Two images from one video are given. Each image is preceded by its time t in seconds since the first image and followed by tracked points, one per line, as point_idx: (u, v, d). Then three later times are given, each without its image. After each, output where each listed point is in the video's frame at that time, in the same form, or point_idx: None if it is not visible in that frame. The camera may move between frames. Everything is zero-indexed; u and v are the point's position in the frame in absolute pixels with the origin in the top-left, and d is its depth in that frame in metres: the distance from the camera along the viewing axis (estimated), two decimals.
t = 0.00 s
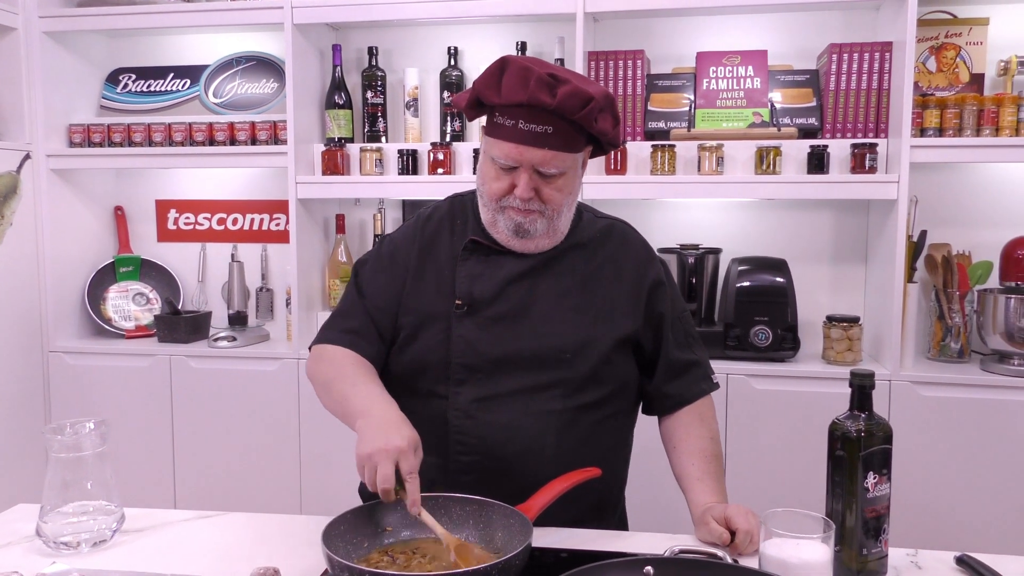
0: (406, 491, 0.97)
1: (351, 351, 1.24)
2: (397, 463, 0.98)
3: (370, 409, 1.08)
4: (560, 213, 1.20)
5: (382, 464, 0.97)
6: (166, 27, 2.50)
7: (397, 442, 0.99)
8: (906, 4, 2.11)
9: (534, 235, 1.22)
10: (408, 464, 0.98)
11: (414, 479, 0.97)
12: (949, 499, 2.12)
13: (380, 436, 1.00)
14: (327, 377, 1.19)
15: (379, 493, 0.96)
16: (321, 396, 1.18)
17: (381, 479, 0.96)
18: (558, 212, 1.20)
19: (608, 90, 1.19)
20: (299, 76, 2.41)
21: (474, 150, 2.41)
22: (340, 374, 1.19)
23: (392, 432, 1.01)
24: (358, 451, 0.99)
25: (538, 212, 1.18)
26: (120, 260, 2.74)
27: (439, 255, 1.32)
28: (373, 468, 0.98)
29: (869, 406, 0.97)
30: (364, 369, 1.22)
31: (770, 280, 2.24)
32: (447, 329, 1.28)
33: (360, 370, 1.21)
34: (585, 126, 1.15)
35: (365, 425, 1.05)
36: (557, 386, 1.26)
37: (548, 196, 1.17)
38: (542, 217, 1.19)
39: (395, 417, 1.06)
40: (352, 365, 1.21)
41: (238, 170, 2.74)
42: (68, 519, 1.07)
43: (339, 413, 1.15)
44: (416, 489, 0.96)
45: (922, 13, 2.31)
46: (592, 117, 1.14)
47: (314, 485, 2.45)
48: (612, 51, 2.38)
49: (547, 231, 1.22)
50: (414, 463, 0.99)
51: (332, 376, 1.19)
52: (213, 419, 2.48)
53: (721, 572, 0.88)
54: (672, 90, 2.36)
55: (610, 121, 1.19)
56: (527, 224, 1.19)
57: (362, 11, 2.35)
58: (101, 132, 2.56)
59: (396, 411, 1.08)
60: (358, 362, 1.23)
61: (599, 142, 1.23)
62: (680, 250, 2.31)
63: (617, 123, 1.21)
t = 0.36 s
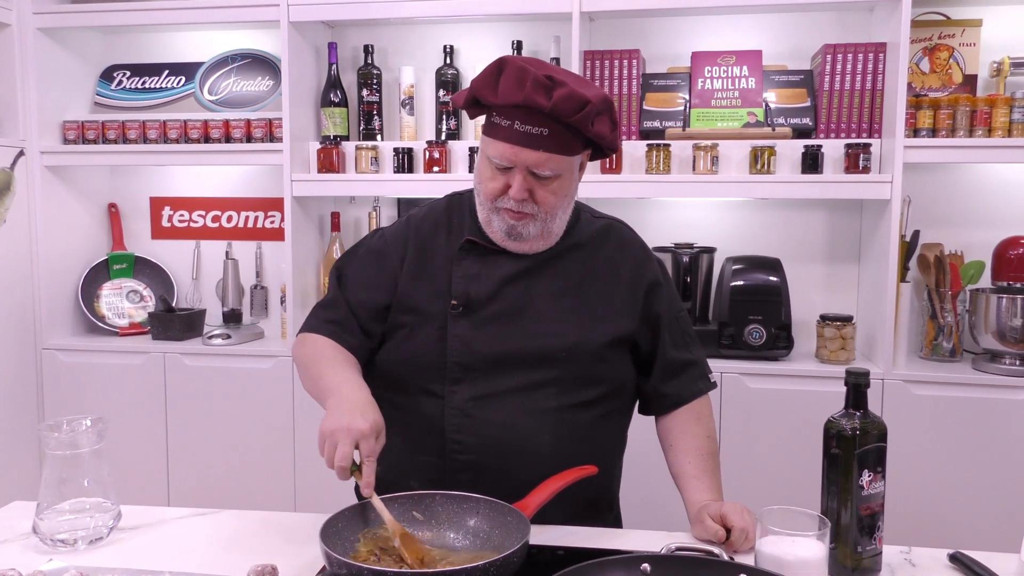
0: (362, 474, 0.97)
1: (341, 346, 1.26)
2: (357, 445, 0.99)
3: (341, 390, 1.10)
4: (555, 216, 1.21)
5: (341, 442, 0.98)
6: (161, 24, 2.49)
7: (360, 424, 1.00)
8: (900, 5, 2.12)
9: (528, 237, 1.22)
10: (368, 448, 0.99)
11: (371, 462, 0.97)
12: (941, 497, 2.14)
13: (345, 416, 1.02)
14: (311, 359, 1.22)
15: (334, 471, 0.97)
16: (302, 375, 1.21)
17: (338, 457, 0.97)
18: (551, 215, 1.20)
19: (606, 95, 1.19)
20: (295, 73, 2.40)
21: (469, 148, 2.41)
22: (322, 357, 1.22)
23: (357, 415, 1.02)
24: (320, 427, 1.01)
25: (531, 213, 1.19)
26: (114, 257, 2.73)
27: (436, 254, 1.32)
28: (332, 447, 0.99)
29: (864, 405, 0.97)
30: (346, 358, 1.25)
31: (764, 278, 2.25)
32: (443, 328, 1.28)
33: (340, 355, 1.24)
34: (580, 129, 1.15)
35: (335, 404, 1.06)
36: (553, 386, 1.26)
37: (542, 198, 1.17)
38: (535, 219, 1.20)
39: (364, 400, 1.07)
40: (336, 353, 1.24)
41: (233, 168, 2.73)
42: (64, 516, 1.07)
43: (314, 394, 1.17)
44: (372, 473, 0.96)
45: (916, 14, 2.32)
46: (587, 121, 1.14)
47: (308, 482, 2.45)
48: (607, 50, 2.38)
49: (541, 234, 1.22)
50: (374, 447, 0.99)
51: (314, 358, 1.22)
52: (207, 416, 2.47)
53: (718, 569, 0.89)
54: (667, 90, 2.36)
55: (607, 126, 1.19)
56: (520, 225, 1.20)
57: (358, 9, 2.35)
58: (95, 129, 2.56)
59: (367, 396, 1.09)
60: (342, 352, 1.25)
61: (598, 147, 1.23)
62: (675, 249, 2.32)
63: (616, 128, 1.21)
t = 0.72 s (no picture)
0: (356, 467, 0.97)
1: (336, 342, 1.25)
2: (354, 439, 0.98)
3: (339, 384, 1.10)
4: (541, 212, 1.21)
5: (338, 435, 0.98)
6: (153, 21, 2.48)
7: (358, 419, 0.99)
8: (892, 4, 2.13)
9: (515, 233, 1.22)
10: (364, 443, 0.98)
11: (365, 457, 0.97)
12: (931, 493, 2.15)
13: (342, 409, 1.01)
14: (308, 354, 1.22)
15: (329, 464, 0.97)
16: (300, 371, 1.22)
17: (334, 450, 0.96)
18: (538, 211, 1.20)
19: (590, 88, 1.20)
20: (287, 71, 2.40)
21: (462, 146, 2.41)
22: (319, 351, 1.22)
23: (355, 407, 1.02)
24: (319, 420, 1.01)
25: (517, 210, 1.19)
26: (106, 256, 2.72)
27: (427, 250, 1.32)
28: (329, 439, 0.99)
29: (857, 402, 0.98)
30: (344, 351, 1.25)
31: (756, 277, 2.26)
32: (434, 324, 1.29)
33: (337, 349, 1.24)
34: (564, 124, 1.16)
35: (333, 397, 1.06)
36: (543, 383, 1.26)
37: (527, 194, 1.18)
38: (522, 215, 1.20)
39: (362, 394, 1.07)
40: (333, 347, 1.24)
41: (226, 166, 2.72)
42: (58, 515, 1.06)
43: (314, 389, 1.17)
44: (363, 467, 0.96)
45: (907, 14, 2.33)
46: (571, 115, 1.14)
47: (301, 481, 2.45)
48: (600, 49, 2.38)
49: (528, 230, 1.23)
50: (370, 442, 0.99)
51: (312, 353, 1.22)
52: (200, 415, 2.47)
53: (711, 565, 0.89)
54: (660, 88, 2.36)
55: (592, 120, 1.19)
56: (507, 222, 1.20)
57: (351, 7, 2.34)
58: (87, 127, 2.54)
59: (366, 390, 1.08)
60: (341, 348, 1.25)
61: (583, 142, 1.23)
62: (668, 247, 2.33)
63: (600, 123, 1.21)
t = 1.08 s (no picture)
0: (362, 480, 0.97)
1: (342, 348, 1.27)
2: (361, 452, 0.98)
3: (346, 397, 1.10)
4: (544, 209, 1.21)
5: (345, 449, 0.98)
6: (153, 19, 2.48)
7: (364, 431, 1.00)
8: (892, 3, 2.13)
9: (518, 231, 1.22)
10: (371, 455, 0.98)
11: (372, 469, 0.96)
12: (931, 492, 2.16)
13: (349, 422, 1.02)
14: (317, 363, 1.22)
15: (336, 477, 0.97)
16: (307, 380, 1.22)
17: (340, 463, 0.97)
18: (541, 208, 1.20)
19: (595, 86, 1.20)
20: (288, 69, 2.40)
21: (463, 145, 2.41)
22: (326, 361, 1.22)
23: (361, 421, 1.02)
24: (326, 434, 1.01)
25: (521, 205, 1.19)
26: (107, 254, 2.72)
27: (430, 247, 1.32)
28: (337, 452, 0.99)
29: (858, 401, 0.98)
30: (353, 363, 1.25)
31: (757, 276, 2.26)
32: (436, 321, 1.29)
33: (346, 359, 1.24)
34: (569, 119, 1.16)
35: (339, 411, 1.06)
36: (544, 379, 1.27)
37: (531, 189, 1.18)
38: (525, 212, 1.20)
39: (369, 407, 1.07)
40: (342, 358, 1.24)
41: (227, 164, 2.72)
42: (60, 513, 1.07)
43: (321, 401, 1.17)
44: (372, 478, 0.95)
45: (907, 13, 2.34)
46: (575, 110, 1.14)
47: (303, 479, 2.45)
48: (600, 48, 2.39)
49: (530, 228, 1.22)
50: (378, 454, 0.99)
51: (321, 363, 1.22)
52: (201, 414, 2.47)
53: (713, 564, 0.89)
54: (661, 87, 2.36)
55: (596, 117, 1.20)
56: (511, 219, 1.20)
57: (352, 6, 2.35)
58: (87, 125, 2.54)
59: (372, 403, 1.09)
60: (350, 358, 1.25)
61: (587, 139, 1.24)
62: (668, 246, 2.33)
63: (604, 120, 1.22)
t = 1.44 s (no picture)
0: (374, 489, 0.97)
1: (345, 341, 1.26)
2: (373, 459, 0.98)
3: (359, 404, 1.10)
4: (551, 207, 1.21)
5: (358, 456, 0.98)
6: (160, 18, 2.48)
7: (376, 438, 0.99)
8: (899, 3, 2.12)
9: (525, 228, 1.22)
10: (383, 463, 0.98)
11: (384, 476, 0.96)
12: (937, 493, 2.15)
13: (362, 430, 1.01)
14: (326, 369, 1.22)
15: (348, 486, 0.97)
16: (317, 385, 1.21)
17: (353, 471, 0.96)
18: (548, 206, 1.20)
19: (602, 85, 1.20)
20: (294, 67, 2.40)
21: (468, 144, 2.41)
22: (336, 365, 1.21)
23: (374, 429, 1.02)
24: (338, 442, 1.01)
25: (528, 204, 1.19)
26: (113, 252, 2.73)
27: (437, 246, 1.32)
28: (349, 460, 0.99)
29: (864, 401, 0.98)
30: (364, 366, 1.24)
31: (763, 275, 2.26)
32: (444, 319, 1.29)
33: (356, 362, 1.24)
34: (577, 118, 1.16)
35: (350, 419, 1.06)
36: (551, 378, 1.26)
37: (538, 188, 1.18)
38: (532, 210, 1.20)
39: (381, 415, 1.06)
40: (352, 362, 1.23)
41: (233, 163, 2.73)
42: (67, 510, 1.07)
43: (331, 407, 1.16)
44: (383, 487, 0.95)
45: (915, 12, 2.33)
46: (583, 109, 1.14)
47: (307, 477, 2.46)
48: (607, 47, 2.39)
49: (537, 225, 1.22)
50: (390, 462, 0.98)
51: (330, 367, 1.21)
52: (207, 411, 2.47)
53: (719, 563, 0.89)
54: (666, 86, 2.35)
55: (603, 116, 1.20)
56: (517, 217, 1.20)
57: (358, 6, 2.35)
58: (94, 124, 2.55)
59: (384, 411, 1.08)
60: (360, 361, 1.25)
61: (593, 137, 1.24)
62: (674, 245, 2.33)
63: (611, 119, 1.21)
